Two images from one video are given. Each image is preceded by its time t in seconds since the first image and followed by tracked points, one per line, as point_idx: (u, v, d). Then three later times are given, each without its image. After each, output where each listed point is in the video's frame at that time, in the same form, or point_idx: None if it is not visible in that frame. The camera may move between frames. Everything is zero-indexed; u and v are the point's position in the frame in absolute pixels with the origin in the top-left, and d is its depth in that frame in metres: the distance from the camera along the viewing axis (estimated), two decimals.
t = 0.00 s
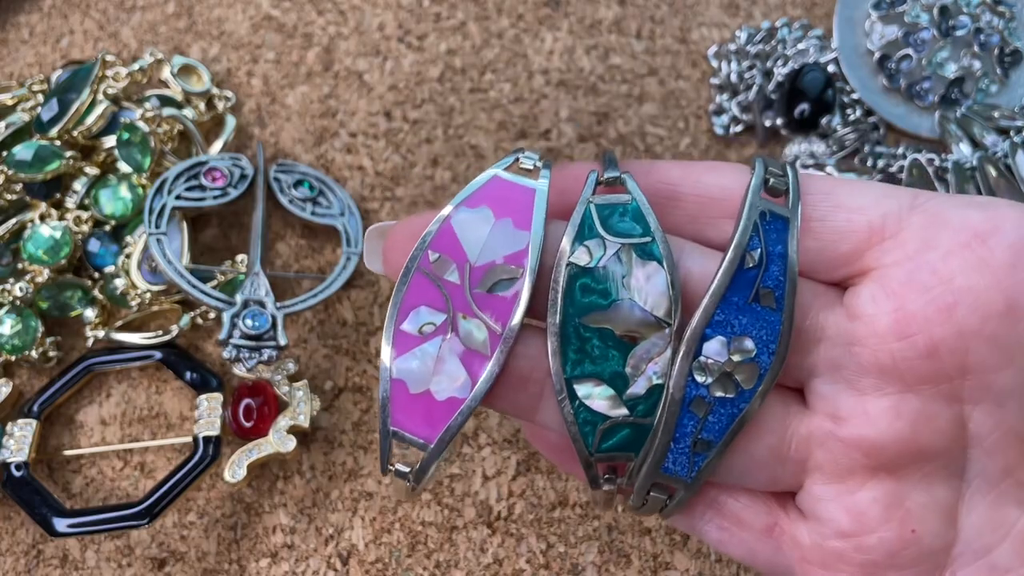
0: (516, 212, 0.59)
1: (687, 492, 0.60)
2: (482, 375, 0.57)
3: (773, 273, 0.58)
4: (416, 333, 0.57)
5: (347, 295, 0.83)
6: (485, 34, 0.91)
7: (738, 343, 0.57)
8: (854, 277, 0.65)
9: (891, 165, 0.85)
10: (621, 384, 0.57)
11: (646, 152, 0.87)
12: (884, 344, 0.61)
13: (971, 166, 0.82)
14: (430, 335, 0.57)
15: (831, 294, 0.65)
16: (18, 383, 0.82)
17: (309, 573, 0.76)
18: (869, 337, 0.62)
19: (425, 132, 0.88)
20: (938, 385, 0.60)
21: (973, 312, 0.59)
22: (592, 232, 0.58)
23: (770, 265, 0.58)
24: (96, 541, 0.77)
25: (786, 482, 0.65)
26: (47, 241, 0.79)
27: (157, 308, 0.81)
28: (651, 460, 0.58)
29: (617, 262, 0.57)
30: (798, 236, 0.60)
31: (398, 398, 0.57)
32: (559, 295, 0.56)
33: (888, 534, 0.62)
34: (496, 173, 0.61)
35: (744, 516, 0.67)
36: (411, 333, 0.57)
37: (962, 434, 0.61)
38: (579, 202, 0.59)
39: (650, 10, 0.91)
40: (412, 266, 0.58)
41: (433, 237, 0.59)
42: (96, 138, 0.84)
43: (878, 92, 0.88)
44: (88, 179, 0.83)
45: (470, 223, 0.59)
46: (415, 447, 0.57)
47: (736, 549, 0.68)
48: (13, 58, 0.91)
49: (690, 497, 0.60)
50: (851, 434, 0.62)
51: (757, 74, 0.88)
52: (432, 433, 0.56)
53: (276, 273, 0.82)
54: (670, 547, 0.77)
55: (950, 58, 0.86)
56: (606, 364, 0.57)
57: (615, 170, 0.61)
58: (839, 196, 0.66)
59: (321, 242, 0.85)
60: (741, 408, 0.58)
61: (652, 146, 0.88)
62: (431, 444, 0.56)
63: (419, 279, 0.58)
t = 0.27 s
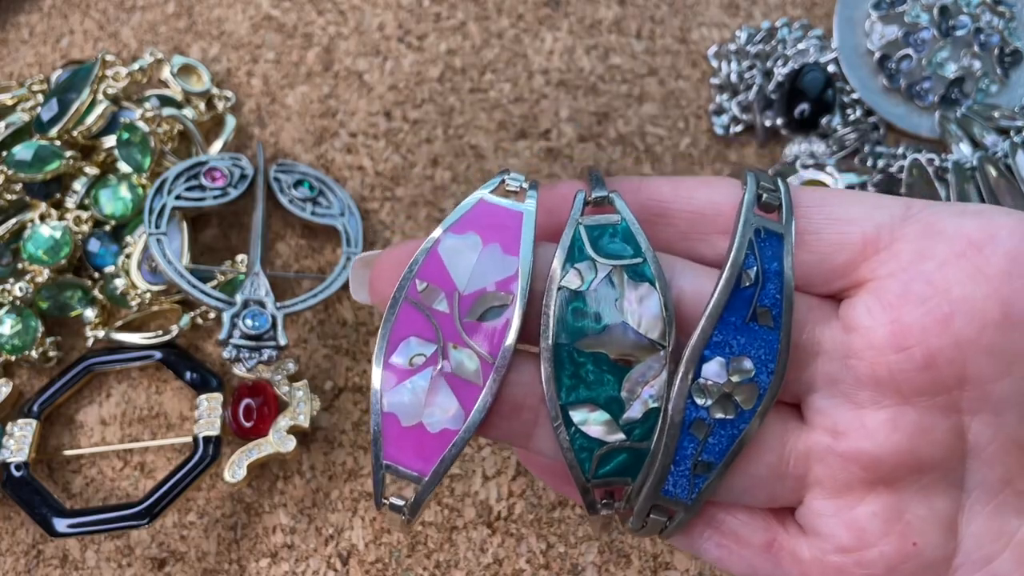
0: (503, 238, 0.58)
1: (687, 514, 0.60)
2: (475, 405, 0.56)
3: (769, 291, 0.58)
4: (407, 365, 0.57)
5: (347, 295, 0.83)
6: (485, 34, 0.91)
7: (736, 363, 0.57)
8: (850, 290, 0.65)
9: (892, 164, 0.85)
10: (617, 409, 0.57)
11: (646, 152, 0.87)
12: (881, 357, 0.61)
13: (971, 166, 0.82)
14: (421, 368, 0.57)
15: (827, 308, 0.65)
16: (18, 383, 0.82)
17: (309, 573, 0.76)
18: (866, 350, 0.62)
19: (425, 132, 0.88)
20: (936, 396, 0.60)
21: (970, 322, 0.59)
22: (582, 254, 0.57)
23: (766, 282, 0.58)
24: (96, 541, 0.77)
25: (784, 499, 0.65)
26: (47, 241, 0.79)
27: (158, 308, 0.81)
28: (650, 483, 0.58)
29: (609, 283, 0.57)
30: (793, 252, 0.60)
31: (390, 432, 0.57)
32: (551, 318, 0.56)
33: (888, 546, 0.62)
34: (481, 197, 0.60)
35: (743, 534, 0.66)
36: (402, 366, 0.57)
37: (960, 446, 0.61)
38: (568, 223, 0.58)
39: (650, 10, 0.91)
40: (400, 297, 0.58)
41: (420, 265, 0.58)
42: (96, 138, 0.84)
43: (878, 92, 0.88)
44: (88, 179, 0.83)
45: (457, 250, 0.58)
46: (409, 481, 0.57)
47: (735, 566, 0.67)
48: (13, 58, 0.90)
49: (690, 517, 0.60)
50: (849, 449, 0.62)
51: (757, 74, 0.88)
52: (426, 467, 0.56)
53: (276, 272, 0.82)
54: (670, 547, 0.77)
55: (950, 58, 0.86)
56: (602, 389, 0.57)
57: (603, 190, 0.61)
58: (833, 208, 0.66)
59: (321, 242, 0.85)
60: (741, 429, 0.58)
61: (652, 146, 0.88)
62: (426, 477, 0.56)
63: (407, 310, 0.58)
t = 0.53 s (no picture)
0: (498, 255, 0.58)
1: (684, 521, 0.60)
2: (476, 423, 0.57)
3: (762, 303, 0.58)
4: (407, 385, 0.57)
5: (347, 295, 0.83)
6: (485, 34, 0.91)
7: (731, 376, 0.57)
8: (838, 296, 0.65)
9: (892, 164, 0.85)
10: (615, 423, 0.57)
11: (646, 152, 0.87)
12: (868, 364, 0.61)
13: (971, 166, 0.82)
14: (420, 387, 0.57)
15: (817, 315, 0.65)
16: (18, 383, 0.82)
17: (309, 573, 0.76)
18: (853, 357, 0.62)
19: (425, 132, 0.88)
20: (921, 400, 0.61)
21: (954, 330, 0.59)
22: (576, 270, 0.57)
23: (760, 295, 0.58)
24: (96, 541, 0.77)
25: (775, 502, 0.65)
26: (47, 241, 0.79)
27: (158, 308, 0.81)
28: (648, 493, 0.58)
29: (604, 299, 0.57)
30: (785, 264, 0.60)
31: (392, 450, 0.57)
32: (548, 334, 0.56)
33: (877, 548, 0.62)
34: (474, 215, 0.60)
35: (736, 535, 0.65)
36: (401, 385, 0.57)
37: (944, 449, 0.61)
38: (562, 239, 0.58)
39: (650, 10, 0.91)
40: (398, 317, 0.58)
41: (416, 285, 0.58)
42: (96, 138, 0.84)
43: (878, 92, 0.88)
44: (87, 179, 0.83)
45: (451, 269, 0.58)
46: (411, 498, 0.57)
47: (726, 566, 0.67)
48: (13, 58, 0.90)
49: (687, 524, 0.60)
50: (839, 453, 0.62)
51: (757, 74, 0.88)
52: (428, 485, 0.57)
53: (276, 272, 0.82)
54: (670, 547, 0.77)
55: (951, 58, 0.86)
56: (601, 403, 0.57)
57: (594, 203, 0.61)
58: (819, 215, 0.66)
59: (321, 242, 0.85)
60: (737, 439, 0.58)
61: (652, 146, 0.88)
62: (428, 494, 0.57)
63: (405, 329, 0.58)
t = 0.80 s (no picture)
0: (571, 233, 0.53)
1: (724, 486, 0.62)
2: (562, 412, 0.53)
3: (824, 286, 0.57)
4: (493, 377, 0.51)
5: (347, 295, 0.83)
6: (485, 34, 0.91)
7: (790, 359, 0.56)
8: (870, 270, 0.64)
9: (892, 164, 0.85)
10: (684, 401, 0.55)
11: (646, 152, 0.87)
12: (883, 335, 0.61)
13: (971, 166, 0.82)
14: (506, 377, 0.51)
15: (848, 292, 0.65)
16: (18, 383, 0.82)
17: (309, 573, 0.76)
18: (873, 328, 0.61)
19: (425, 132, 0.88)
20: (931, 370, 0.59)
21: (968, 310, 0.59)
22: (648, 246, 0.55)
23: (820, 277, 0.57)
24: (96, 541, 0.77)
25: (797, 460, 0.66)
26: (47, 241, 0.79)
27: (158, 308, 0.81)
28: (702, 463, 0.58)
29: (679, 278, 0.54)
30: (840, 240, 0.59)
31: (472, 445, 0.51)
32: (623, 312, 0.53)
33: (879, 513, 0.62)
34: (535, 187, 0.54)
35: (756, 494, 0.68)
36: (487, 378, 0.51)
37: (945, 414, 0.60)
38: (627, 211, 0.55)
39: (650, 10, 0.91)
40: (477, 304, 0.50)
41: (492, 268, 0.51)
42: (96, 138, 0.84)
43: (878, 91, 0.88)
44: (87, 179, 0.83)
45: (528, 249, 0.52)
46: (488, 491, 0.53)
47: (746, 519, 0.69)
48: (12, 59, 0.90)
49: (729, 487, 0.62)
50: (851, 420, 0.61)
51: (757, 74, 0.87)
52: (508, 476, 0.52)
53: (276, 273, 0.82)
54: (670, 547, 0.77)
55: (951, 58, 0.86)
56: (675, 382, 0.55)
57: (648, 173, 0.59)
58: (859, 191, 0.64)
59: (321, 242, 0.85)
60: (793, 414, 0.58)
61: (652, 146, 0.88)
62: (509, 486, 0.53)
63: (488, 318, 0.50)
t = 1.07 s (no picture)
0: (590, 309, 0.49)
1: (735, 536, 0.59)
2: (614, 504, 0.50)
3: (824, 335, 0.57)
4: (545, 488, 0.47)
5: (347, 295, 0.83)
6: (485, 34, 0.91)
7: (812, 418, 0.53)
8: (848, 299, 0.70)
9: (893, 164, 0.85)
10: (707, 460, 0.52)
11: (646, 152, 0.87)
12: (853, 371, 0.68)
13: (972, 166, 0.81)
14: (557, 485, 0.48)
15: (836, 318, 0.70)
16: (18, 383, 0.82)
17: (309, 573, 0.76)
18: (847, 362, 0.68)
19: (425, 132, 0.88)
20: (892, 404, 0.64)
21: (933, 340, 0.65)
22: (669, 316, 0.50)
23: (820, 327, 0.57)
24: (95, 541, 0.77)
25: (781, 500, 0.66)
26: (47, 241, 0.79)
27: (158, 308, 0.81)
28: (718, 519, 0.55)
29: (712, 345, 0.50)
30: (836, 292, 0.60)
31: (534, 564, 0.47)
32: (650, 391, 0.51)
33: (856, 542, 0.64)
34: (540, 267, 0.49)
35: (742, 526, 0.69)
36: (540, 492, 0.47)
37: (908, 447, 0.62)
38: (642, 282, 0.51)
39: (650, 10, 0.92)
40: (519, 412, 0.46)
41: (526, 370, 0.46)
42: (96, 138, 0.84)
43: (878, 92, 0.88)
44: (87, 179, 0.83)
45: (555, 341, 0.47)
46: None
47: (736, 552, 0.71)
48: (12, 58, 0.90)
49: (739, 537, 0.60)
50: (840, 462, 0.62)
51: (758, 73, 0.87)
52: None
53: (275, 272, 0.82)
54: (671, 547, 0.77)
55: (951, 58, 0.86)
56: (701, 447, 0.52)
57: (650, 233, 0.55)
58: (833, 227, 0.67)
59: (321, 242, 0.85)
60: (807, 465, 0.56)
61: (652, 145, 0.88)
62: None
63: (531, 424, 0.46)
